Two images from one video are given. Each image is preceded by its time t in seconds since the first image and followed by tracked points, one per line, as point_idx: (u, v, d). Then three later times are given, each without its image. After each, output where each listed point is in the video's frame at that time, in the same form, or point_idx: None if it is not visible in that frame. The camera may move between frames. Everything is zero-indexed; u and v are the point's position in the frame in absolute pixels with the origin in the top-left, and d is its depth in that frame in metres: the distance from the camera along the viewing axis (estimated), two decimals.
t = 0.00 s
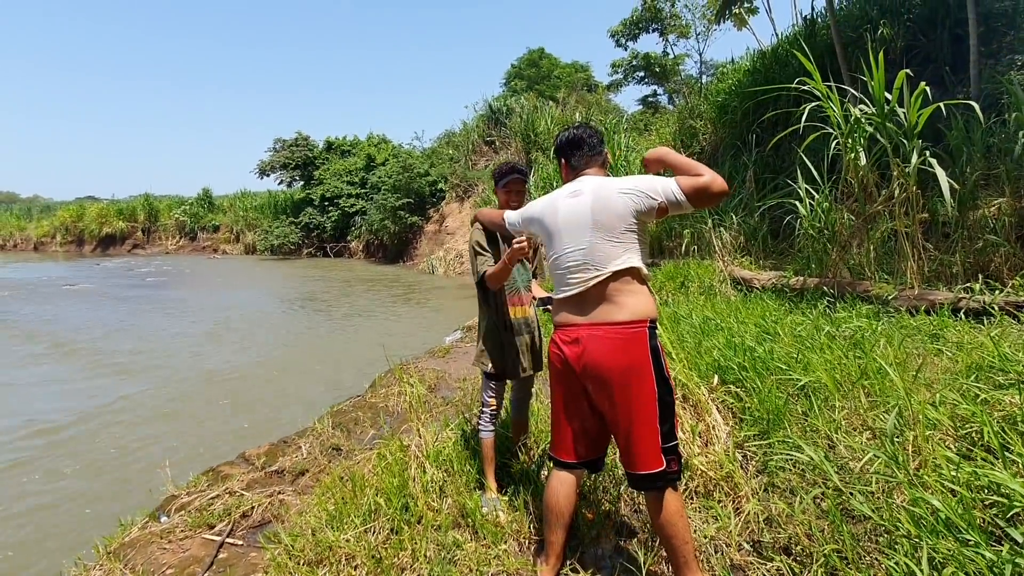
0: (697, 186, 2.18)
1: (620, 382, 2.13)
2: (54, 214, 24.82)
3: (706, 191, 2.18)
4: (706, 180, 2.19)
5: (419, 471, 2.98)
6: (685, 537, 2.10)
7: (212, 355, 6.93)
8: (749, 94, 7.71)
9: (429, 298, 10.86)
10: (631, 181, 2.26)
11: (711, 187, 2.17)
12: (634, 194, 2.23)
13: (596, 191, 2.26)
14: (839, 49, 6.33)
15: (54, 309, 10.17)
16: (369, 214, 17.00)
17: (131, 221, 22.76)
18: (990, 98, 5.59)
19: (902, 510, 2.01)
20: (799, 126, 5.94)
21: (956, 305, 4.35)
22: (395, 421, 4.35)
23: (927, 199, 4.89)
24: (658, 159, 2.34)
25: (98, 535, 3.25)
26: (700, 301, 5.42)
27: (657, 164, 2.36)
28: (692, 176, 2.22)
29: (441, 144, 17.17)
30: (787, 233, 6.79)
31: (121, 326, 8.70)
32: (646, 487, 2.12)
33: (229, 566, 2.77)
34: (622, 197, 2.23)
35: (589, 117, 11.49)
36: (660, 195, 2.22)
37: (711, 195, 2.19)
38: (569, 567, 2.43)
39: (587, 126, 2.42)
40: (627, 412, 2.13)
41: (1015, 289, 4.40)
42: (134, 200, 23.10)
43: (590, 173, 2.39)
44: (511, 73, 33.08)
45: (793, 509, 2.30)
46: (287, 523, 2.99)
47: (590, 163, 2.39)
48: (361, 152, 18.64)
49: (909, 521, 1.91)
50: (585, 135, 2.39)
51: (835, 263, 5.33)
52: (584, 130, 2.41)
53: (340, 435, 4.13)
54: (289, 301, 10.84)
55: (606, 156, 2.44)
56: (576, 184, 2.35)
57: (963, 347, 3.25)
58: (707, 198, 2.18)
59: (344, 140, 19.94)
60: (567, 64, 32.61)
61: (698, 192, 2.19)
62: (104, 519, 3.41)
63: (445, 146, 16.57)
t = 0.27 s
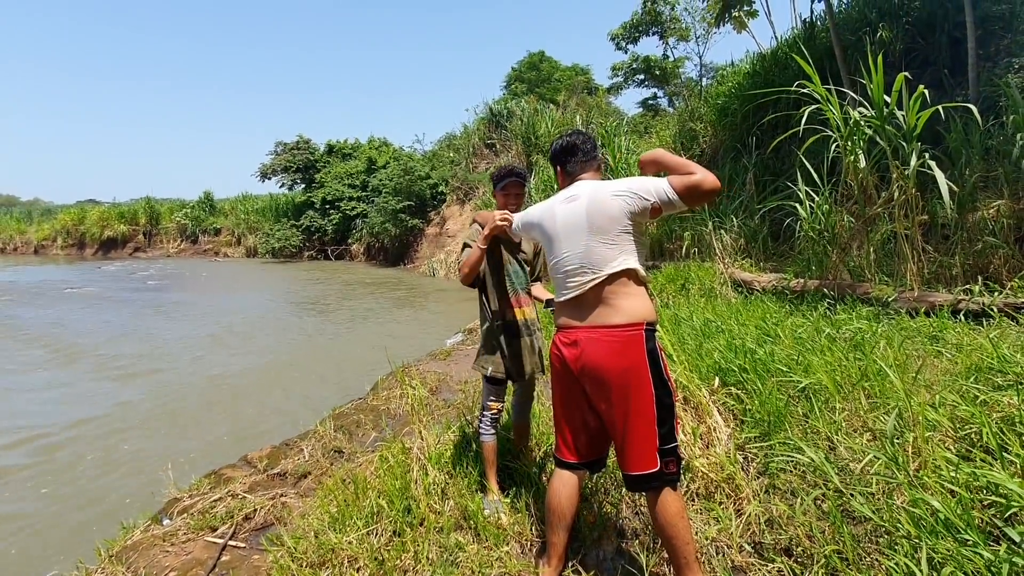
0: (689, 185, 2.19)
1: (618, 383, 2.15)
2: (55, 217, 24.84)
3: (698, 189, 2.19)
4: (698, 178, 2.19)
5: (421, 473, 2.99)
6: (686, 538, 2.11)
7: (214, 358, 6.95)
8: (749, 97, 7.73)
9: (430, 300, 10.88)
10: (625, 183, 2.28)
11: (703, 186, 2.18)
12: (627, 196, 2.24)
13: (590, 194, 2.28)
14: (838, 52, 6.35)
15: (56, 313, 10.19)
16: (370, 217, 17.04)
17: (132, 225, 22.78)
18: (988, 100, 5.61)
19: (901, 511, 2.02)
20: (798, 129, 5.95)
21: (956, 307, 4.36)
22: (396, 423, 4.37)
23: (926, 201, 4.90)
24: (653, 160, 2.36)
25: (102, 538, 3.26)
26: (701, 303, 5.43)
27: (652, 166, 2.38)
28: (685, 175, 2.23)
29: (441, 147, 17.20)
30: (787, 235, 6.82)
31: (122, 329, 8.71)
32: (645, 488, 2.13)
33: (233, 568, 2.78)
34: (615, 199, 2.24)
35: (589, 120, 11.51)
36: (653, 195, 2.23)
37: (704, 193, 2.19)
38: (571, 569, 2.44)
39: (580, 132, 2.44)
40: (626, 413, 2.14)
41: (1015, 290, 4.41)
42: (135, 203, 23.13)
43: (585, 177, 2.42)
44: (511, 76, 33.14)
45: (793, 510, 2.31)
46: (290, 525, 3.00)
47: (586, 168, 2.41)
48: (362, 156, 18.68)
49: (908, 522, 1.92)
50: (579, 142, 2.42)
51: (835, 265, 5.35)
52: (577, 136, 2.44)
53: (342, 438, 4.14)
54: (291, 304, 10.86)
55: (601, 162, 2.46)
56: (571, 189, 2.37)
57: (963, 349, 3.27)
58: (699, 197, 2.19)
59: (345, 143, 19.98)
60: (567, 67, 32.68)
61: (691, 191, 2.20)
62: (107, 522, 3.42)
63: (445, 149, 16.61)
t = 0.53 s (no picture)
0: (684, 184, 2.20)
1: (619, 383, 2.15)
2: (55, 220, 24.86)
3: (693, 188, 2.19)
4: (693, 177, 2.19)
5: (422, 474, 2.99)
6: (686, 538, 2.11)
7: (214, 360, 6.95)
8: (748, 98, 7.75)
9: (430, 302, 10.88)
10: (621, 184, 2.28)
11: (698, 185, 2.18)
12: (624, 196, 2.25)
13: (587, 195, 2.29)
14: (837, 53, 6.36)
15: (57, 315, 10.20)
16: (370, 219, 17.04)
17: (132, 227, 22.78)
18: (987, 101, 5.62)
19: (901, 511, 2.03)
20: (797, 130, 5.96)
21: (956, 307, 4.36)
22: (396, 425, 4.37)
23: (926, 201, 4.91)
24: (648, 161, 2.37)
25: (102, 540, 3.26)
26: (701, 304, 5.44)
27: (648, 166, 2.39)
28: (680, 175, 2.23)
29: (441, 148, 17.21)
30: (787, 236, 6.82)
31: (123, 331, 8.72)
32: (646, 487, 2.13)
33: (233, 570, 2.78)
34: (612, 199, 2.25)
35: (589, 122, 11.53)
36: (649, 195, 2.24)
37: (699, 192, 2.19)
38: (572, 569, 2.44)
39: (576, 135, 2.46)
40: (626, 412, 2.15)
41: (1014, 290, 4.42)
42: (136, 205, 23.14)
43: (582, 178, 2.42)
44: (511, 78, 33.15)
45: (793, 510, 2.32)
46: (290, 527, 3.00)
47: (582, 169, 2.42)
48: (362, 158, 18.69)
49: (908, 521, 1.92)
50: (575, 144, 2.43)
51: (835, 265, 5.35)
52: (573, 140, 2.45)
53: (342, 439, 4.14)
54: (291, 306, 10.86)
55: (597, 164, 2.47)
56: (568, 191, 2.37)
57: (963, 349, 3.27)
58: (694, 196, 2.20)
59: (345, 145, 19.98)
60: (567, 68, 32.70)
61: (686, 190, 2.20)
62: (108, 524, 3.42)
63: (445, 151, 16.63)
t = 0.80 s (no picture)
0: (685, 186, 2.19)
1: (620, 383, 2.15)
2: (55, 222, 24.87)
3: (694, 190, 2.19)
4: (693, 178, 2.19)
5: (422, 476, 2.99)
6: (687, 538, 2.11)
7: (214, 362, 6.95)
8: (748, 99, 7.75)
9: (430, 303, 10.88)
10: (622, 185, 2.28)
11: (699, 187, 2.18)
12: (625, 197, 2.24)
13: (588, 196, 2.28)
14: (836, 54, 6.36)
15: (57, 317, 10.20)
16: (370, 221, 17.04)
17: (132, 229, 22.79)
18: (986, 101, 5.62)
19: (902, 511, 2.02)
20: (797, 130, 5.96)
21: (956, 307, 4.36)
22: (396, 426, 4.37)
23: (925, 201, 4.91)
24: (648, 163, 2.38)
25: (102, 542, 3.26)
26: (701, 304, 5.44)
27: (649, 168, 2.39)
28: (681, 176, 2.23)
29: (441, 150, 17.22)
30: (787, 236, 6.83)
31: (123, 334, 8.72)
32: (647, 487, 2.13)
33: (233, 572, 2.78)
34: (613, 201, 2.24)
35: (588, 123, 11.53)
36: (649, 197, 2.24)
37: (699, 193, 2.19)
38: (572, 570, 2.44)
39: (575, 136, 2.46)
40: (627, 412, 2.15)
41: (1014, 290, 4.42)
42: (136, 208, 23.15)
43: (582, 180, 2.42)
44: (510, 80, 33.17)
45: (794, 511, 2.31)
46: (290, 529, 3.00)
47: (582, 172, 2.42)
48: (362, 159, 18.70)
49: (909, 522, 1.92)
50: (574, 145, 2.43)
51: (835, 266, 5.34)
52: (572, 140, 2.45)
53: (342, 441, 4.14)
54: (291, 308, 10.86)
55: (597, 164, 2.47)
56: (569, 192, 2.37)
57: (963, 349, 3.26)
58: (695, 198, 2.19)
59: (345, 147, 19.99)
60: (566, 70, 32.72)
61: (687, 192, 2.20)
62: (108, 526, 3.42)
63: (445, 152, 16.63)
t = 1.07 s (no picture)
0: (688, 188, 2.20)
1: (622, 385, 2.15)
2: (56, 225, 24.89)
3: (697, 192, 2.20)
4: (696, 179, 2.20)
5: (423, 478, 2.98)
6: (690, 539, 2.11)
7: (215, 365, 6.95)
8: (747, 99, 7.75)
9: (431, 305, 10.88)
10: (625, 187, 2.28)
11: (703, 189, 2.18)
12: (628, 199, 2.24)
13: (591, 198, 2.28)
14: (835, 54, 6.37)
15: (58, 320, 10.20)
16: (370, 222, 17.04)
17: (132, 232, 22.79)
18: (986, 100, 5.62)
19: (905, 512, 2.02)
20: (796, 130, 5.96)
21: (957, 307, 4.35)
22: (397, 428, 4.37)
23: (925, 201, 4.90)
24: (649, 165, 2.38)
25: (103, 546, 3.25)
26: (701, 305, 5.44)
27: (650, 170, 2.39)
28: (684, 178, 2.24)
29: (440, 151, 17.23)
30: (787, 237, 6.83)
31: (123, 337, 8.72)
32: (651, 488, 2.12)
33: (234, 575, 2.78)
34: (615, 203, 2.24)
35: (588, 124, 11.53)
36: (652, 199, 2.23)
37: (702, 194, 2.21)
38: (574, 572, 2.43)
39: (578, 136, 2.46)
40: (630, 413, 2.14)
41: (1015, 290, 4.42)
42: (136, 210, 23.17)
43: (584, 181, 2.42)
44: (510, 81, 33.18)
45: (796, 513, 2.31)
46: (291, 532, 2.99)
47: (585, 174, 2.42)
48: (361, 161, 18.71)
49: (912, 523, 1.92)
50: (577, 146, 2.42)
51: (835, 266, 5.33)
52: (575, 140, 2.44)
53: (343, 443, 4.14)
54: (291, 310, 10.87)
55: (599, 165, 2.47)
56: (571, 193, 2.37)
57: (964, 349, 3.26)
58: (698, 200, 2.20)
59: (344, 149, 20.00)
60: (565, 71, 32.73)
61: (689, 194, 2.20)
62: (109, 530, 3.41)
63: (445, 154, 16.64)
